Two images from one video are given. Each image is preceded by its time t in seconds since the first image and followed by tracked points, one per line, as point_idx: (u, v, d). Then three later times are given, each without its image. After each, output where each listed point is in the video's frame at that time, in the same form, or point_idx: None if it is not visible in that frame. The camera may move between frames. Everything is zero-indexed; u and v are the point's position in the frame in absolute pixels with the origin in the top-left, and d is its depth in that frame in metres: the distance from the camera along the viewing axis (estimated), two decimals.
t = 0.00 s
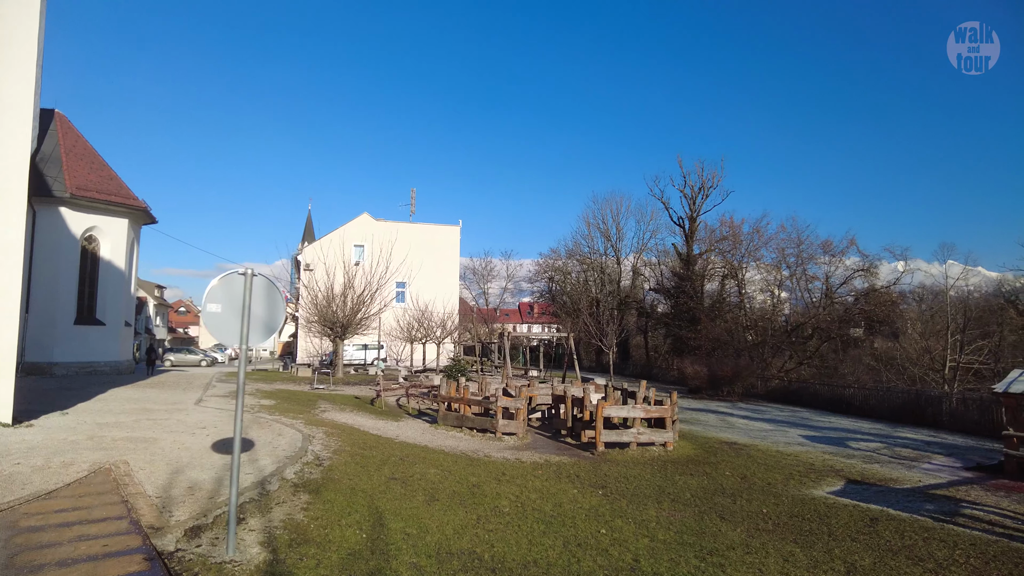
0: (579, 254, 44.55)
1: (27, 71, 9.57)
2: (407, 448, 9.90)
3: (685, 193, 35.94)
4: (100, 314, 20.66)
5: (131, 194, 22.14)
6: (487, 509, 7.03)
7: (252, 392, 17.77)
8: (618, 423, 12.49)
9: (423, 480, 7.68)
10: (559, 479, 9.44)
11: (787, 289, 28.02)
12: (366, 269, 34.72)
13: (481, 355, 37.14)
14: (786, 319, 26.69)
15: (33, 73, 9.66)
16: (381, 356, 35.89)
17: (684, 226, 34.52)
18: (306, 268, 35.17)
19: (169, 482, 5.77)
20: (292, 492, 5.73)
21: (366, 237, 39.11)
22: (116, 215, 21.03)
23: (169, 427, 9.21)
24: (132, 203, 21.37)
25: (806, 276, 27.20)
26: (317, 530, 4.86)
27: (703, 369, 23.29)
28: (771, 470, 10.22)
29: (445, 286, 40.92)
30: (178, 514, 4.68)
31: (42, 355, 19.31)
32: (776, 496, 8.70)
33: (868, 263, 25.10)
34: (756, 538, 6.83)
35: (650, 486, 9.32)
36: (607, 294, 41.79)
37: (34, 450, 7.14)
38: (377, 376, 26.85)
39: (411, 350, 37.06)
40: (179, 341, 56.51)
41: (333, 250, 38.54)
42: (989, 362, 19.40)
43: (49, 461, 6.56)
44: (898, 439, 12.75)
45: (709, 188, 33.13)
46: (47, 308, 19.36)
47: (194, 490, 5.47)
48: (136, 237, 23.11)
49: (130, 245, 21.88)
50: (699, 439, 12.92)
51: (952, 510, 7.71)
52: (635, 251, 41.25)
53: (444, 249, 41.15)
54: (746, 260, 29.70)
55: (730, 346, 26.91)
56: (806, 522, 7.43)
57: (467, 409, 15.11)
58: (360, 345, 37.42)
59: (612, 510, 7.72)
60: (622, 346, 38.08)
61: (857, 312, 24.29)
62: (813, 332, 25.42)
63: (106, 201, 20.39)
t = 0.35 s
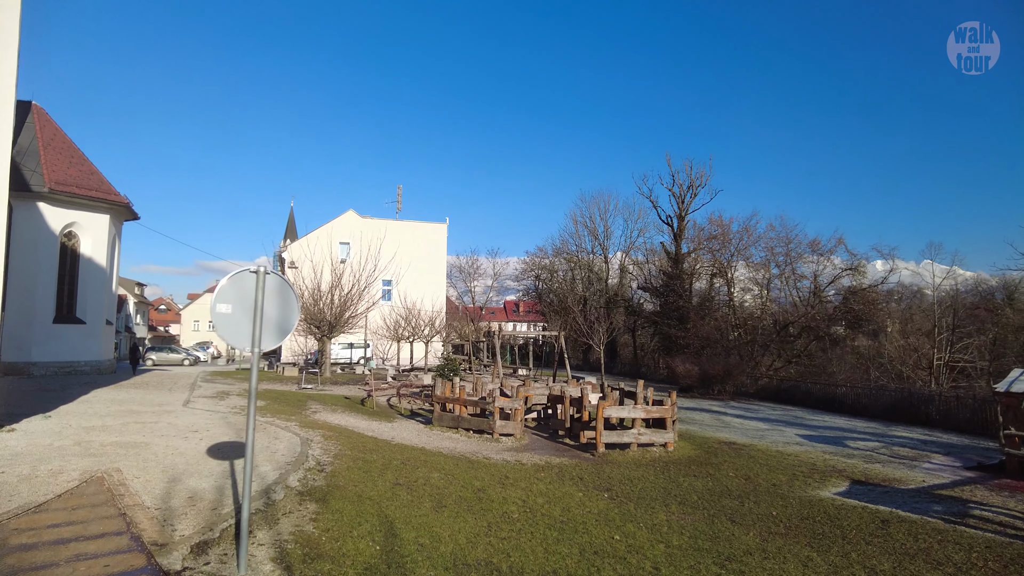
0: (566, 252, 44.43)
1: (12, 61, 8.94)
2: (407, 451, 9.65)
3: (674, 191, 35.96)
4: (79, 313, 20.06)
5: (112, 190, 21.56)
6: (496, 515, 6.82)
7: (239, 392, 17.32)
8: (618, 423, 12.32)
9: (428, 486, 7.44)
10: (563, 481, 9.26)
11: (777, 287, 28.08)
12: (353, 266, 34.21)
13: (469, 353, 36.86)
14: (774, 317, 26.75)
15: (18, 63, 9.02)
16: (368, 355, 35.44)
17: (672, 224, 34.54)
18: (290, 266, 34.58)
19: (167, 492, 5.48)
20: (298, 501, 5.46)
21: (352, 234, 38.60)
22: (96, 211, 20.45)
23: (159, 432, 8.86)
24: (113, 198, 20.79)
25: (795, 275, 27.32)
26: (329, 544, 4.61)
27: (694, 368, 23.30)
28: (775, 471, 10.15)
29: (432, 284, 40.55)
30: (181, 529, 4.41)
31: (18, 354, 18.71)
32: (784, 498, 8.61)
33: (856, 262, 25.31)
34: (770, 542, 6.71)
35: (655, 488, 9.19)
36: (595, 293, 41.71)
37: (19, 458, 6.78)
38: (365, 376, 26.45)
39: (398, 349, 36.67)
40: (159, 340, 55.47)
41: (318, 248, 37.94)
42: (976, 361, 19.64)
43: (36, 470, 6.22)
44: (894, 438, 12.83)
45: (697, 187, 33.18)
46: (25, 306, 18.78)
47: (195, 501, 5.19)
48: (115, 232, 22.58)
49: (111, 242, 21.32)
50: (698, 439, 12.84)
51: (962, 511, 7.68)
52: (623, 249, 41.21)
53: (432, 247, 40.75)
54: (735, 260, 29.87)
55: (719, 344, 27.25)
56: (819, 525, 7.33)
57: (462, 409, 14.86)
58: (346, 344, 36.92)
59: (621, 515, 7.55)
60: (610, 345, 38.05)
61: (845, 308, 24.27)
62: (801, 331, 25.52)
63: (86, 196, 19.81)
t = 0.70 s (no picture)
0: (558, 250, 44.31)
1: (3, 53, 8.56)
2: (412, 453, 9.46)
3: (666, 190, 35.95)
4: (66, 312, 19.63)
5: (99, 186, 21.11)
6: (510, 519, 6.68)
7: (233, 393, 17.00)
8: (621, 423, 12.22)
9: (438, 490, 7.26)
10: (571, 483, 9.14)
11: (771, 285, 28.14)
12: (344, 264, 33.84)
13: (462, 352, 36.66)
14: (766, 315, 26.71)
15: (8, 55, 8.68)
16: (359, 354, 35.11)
17: (665, 222, 34.53)
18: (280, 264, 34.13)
19: (175, 500, 5.26)
20: (312, 509, 5.27)
21: (342, 232, 38.20)
22: (83, 207, 20.01)
23: (157, 436, 8.60)
24: (100, 194, 20.36)
25: (789, 273, 27.45)
26: (350, 555, 4.43)
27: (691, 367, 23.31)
28: (782, 471, 10.13)
29: (423, 282, 40.25)
30: (196, 540, 4.21)
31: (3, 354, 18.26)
32: (795, 499, 8.55)
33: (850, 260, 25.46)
34: (789, 544, 6.63)
35: (664, 489, 9.09)
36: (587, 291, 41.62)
37: (15, 465, 6.52)
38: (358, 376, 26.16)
39: (390, 348, 36.37)
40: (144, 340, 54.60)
41: (308, 245, 37.48)
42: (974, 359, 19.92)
43: (34, 477, 5.97)
44: (895, 436, 12.88)
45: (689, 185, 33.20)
46: (9, 305, 18.34)
47: (206, 510, 4.98)
48: (102, 229, 22.08)
49: (99, 239, 20.89)
50: (701, 439, 12.80)
51: (974, 510, 7.67)
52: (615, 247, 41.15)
53: (423, 245, 40.44)
54: (728, 257, 29.95)
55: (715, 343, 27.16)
56: (834, 526, 7.28)
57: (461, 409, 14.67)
58: (336, 343, 36.54)
59: (634, 517, 7.44)
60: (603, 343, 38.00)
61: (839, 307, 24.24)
62: (793, 329, 25.51)
63: (73, 192, 19.37)
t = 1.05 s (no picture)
0: (550, 251, 44.26)
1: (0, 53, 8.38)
2: (419, 458, 9.33)
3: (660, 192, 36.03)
4: (55, 313, 19.28)
5: (89, 185, 20.74)
6: (527, 527, 6.58)
7: (227, 396, 16.73)
8: (626, 426, 12.13)
9: (450, 497, 7.16)
10: (580, 489, 9.05)
11: (766, 286, 28.23)
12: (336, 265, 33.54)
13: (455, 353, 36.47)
14: (762, 320, 26.83)
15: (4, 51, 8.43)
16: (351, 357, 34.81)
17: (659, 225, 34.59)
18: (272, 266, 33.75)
19: (189, 512, 5.10)
20: (332, 520, 5.13)
21: (334, 233, 37.85)
22: (72, 207, 19.64)
23: (158, 443, 8.41)
24: (90, 194, 19.99)
25: (783, 276, 27.60)
26: (377, 568, 4.31)
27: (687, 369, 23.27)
28: (789, 475, 10.11)
29: (416, 284, 40.01)
30: (219, 556, 4.06)
31: None
32: (806, 503, 8.53)
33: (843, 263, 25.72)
34: (807, 551, 6.59)
35: (674, 495, 9.03)
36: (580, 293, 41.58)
37: (16, 474, 6.35)
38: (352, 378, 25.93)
39: (383, 349, 36.11)
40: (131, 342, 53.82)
41: (301, 246, 37.10)
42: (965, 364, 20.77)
43: (38, 488, 5.80)
44: (896, 439, 12.96)
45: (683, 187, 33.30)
46: None
47: (222, 522, 4.82)
48: (91, 230, 21.73)
49: (88, 239, 20.52)
50: (704, 442, 12.78)
51: (986, 515, 7.69)
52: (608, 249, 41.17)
53: (416, 246, 40.19)
54: (725, 257, 30.04)
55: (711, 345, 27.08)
56: (849, 532, 7.25)
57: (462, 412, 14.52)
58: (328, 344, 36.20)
59: (649, 524, 7.37)
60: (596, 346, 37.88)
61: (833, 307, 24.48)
62: (788, 331, 25.61)
63: (62, 191, 19.00)
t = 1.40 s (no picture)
0: (544, 251, 44.16)
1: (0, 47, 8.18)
2: (428, 461, 9.21)
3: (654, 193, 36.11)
4: (45, 313, 18.90)
5: (79, 183, 20.36)
6: (548, 532, 6.51)
7: (224, 398, 16.47)
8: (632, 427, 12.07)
9: (467, 501, 7.05)
10: (593, 492, 8.98)
11: (761, 288, 28.32)
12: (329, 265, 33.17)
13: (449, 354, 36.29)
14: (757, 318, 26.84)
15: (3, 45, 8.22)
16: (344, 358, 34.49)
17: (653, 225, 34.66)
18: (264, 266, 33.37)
19: (209, 519, 4.95)
20: (357, 528, 5.01)
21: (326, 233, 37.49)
22: (62, 205, 19.27)
23: (163, 447, 8.22)
24: (81, 192, 19.63)
25: (778, 277, 27.70)
26: None
27: (685, 370, 23.31)
28: (798, 477, 10.12)
29: (410, 284, 39.77)
30: (250, 568, 3.94)
31: None
32: (819, 505, 8.52)
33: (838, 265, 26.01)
34: (828, 554, 6.57)
35: (686, 497, 8.99)
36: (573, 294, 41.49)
37: (22, 481, 6.17)
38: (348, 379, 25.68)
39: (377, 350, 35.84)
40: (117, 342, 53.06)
41: (293, 246, 36.71)
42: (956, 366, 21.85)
43: (48, 495, 5.64)
44: (898, 439, 13.05)
45: (678, 188, 33.34)
46: None
47: (245, 531, 4.67)
48: (82, 228, 21.34)
49: (79, 238, 20.14)
50: (708, 444, 12.76)
51: (999, 516, 7.72)
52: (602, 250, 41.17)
53: (409, 246, 39.88)
54: (719, 260, 29.81)
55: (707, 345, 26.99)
56: (866, 535, 7.24)
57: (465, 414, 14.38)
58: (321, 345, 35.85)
59: (665, 528, 7.32)
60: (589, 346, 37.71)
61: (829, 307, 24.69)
62: (783, 331, 25.65)
63: (53, 189, 18.64)
